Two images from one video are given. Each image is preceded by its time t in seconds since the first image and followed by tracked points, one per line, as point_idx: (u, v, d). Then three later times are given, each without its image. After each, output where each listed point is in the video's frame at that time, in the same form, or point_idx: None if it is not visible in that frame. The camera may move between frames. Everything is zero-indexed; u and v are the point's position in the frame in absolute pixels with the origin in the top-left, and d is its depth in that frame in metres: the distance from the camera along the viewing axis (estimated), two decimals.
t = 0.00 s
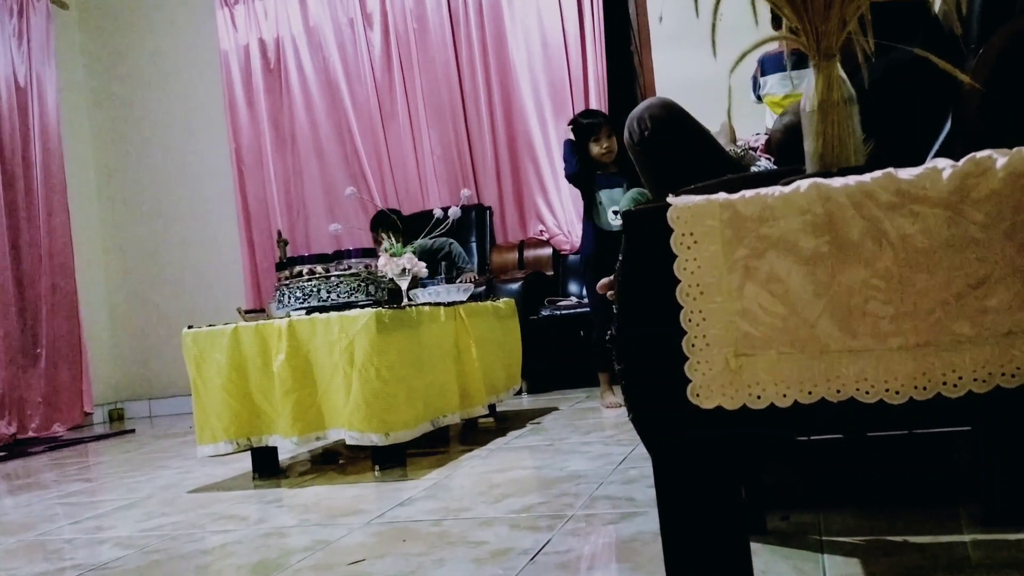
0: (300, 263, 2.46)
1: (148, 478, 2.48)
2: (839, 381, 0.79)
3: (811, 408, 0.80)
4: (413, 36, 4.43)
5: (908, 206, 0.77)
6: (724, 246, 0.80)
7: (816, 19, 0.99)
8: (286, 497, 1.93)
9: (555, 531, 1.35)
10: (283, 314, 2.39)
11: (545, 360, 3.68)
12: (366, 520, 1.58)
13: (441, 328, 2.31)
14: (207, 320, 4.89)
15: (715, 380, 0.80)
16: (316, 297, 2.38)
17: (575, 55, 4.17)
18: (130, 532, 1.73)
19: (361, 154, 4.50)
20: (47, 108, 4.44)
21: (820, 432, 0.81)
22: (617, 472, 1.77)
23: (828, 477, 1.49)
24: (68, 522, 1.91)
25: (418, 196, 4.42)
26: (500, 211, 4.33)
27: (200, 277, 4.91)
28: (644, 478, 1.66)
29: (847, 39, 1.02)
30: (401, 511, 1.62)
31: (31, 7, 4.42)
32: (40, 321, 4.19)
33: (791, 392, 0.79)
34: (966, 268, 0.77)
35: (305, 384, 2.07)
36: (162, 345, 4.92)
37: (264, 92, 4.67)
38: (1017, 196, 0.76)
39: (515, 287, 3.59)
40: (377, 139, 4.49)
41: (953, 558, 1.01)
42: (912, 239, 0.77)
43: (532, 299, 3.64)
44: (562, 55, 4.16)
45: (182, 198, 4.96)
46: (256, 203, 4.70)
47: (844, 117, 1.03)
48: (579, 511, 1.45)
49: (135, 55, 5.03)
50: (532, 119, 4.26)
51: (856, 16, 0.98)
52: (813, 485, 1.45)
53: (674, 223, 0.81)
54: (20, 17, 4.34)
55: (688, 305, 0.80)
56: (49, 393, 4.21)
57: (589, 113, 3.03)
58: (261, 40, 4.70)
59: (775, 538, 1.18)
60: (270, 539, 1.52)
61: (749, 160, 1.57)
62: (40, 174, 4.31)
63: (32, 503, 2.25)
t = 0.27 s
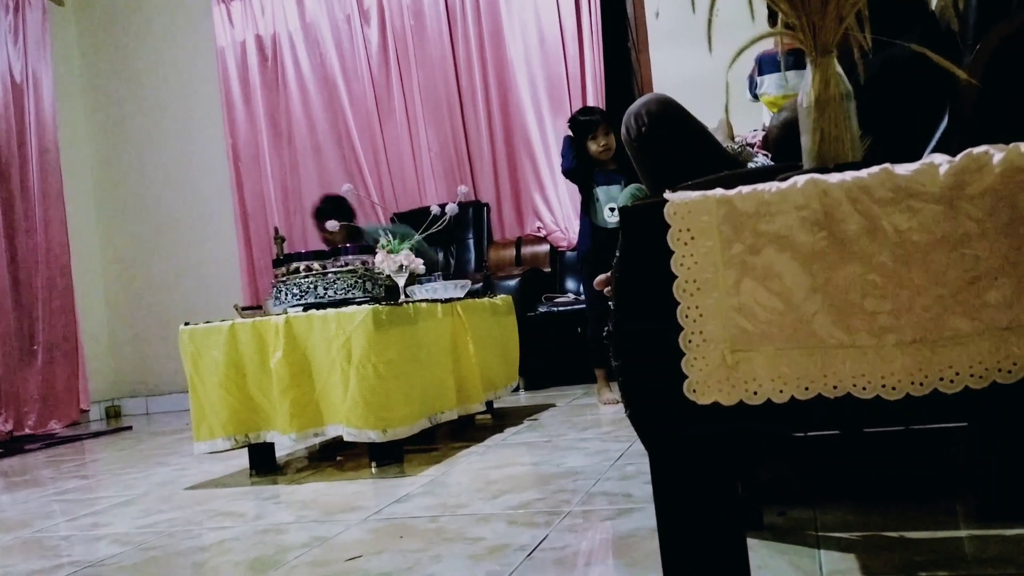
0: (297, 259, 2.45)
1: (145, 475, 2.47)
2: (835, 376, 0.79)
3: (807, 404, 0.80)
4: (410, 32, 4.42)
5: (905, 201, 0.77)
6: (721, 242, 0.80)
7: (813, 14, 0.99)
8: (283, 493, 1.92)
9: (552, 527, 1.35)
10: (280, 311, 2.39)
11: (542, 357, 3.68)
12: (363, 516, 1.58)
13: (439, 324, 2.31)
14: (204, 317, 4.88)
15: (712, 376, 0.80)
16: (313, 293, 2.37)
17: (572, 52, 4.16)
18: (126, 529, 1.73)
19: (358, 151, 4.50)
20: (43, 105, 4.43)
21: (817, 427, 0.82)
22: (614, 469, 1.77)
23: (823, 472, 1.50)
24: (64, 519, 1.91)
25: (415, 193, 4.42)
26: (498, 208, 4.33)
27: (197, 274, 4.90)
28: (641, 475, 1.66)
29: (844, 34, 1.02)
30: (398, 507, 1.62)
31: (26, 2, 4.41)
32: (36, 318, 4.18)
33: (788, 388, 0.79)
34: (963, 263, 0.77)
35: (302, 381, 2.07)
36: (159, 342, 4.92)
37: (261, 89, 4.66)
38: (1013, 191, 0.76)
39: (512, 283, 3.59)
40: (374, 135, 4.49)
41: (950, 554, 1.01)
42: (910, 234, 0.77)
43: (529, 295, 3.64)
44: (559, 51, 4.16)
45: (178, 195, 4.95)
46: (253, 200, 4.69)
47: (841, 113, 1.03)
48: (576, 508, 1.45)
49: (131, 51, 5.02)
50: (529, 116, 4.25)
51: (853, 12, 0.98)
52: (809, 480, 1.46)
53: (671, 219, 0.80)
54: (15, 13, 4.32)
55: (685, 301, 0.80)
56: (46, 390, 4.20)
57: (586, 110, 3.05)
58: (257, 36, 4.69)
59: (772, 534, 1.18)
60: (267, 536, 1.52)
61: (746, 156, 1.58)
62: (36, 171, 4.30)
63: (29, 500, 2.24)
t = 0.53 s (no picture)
0: (297, 258, 2.45)
1: (144, 473, 2.47)
2: (835, 377, 0.79)
3: (806, 405, 0.80)
4: (410, 31, 4.42)
5: (905, 202, 0.77)
6: (721, 242, 0.80)
7: (814, 15, 0.99)
8: (283, 492, 1.92)
9: (551, 527, 1.35)
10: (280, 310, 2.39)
11: (541, 356, 3.68)
12: (362, 515, 1.58)
13: (438, 324, 2.31)
14: (204, 315, 4.88)
15: (712, 376, 0.80)
16: (312, 292, 2.37)
17: (572, 52, 4.16)
18: (125, 527, 1.73)
19: (358, 150, 4.50)
20: (43, 102, 4.43)
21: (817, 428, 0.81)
22: (614, 469, 1.77)
23: (822, 473, 1.50)
24: (63, 517, 1.91)
25: (415, 193, 4.42)
26: (498, 207, 4.33)
27: (196, 272, 4.90)
28: (640, 475, 1.67)
29: (845, 35, 1.02)
30: (397, 506, 1.62)
31: None
32: (35, 316, 4.17)
33: (787, 388, 0.79)
34: (963, 265, 0.77)
35: (301, 379, 2.07)
36: (158, 340, 4.92)
37: (261, 87, 4.66)
38: (1014, 193, 0.76)
39: (512, 283, 3.59)
40: (374, 134, 4.49)
41: (948, 555, 1.01)
42: (910, 235, 0.77)
43: (529, 295, 3.64)
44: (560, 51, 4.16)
45: (178, 193, 4.94)
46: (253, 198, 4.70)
47: (841, 114, 1.03)
48: (575, 507, 1.46)
49: (131, 49, 5.02)
50: (529, 115, 4.25)
51: (854, 13, 0.98)
52: (808, 481, 1.46)
53: (671, 219, 0.80)
54: (16, 10, 4.32)
55: (685, 301, 0.80)
56: (45, 388, 4.20)
57: (589, 110, 3.04)
58: (257, 35, 4.69)
59: (771, 535, 1.18)
60: (266, 534, 1.52)
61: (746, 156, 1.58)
62: (35, 168, 4.30)
63: (28, 498, 2.24)
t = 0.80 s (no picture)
0: (300, 260, 2.45)
1: (148, 475, 2.47)
2: (838, 378, 0.79)
3: (811, 405, 0.80)
4: (412, 33, 4.43)
5: (909, 202, 0.77)
6: (724, 243, 0.80)
7: (817, 15, 0.99)
8: (287, 494, 1.92)
9: (556, 529, 1.34)
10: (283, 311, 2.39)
11: (545, 358, 3.68)
12: (366, 517, 1.58)
13: (441, 325, 2.31)
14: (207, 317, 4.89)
15: (716, 377, 0.80)
16: (315, 294, 2.37)
17: (575, 53, 4.17)
18: (130, 530, 1.73)
19: (361, 151, 4.50)
20: (46, 105, 4.44)
21: (820, 428, 0.81)
22: (618, 470, 1.77)
23: (826, 474, 1.50)
24: (68, 520, 1.91)
25: (418, 195, 4.43)
26: (500, 209, 4.33)
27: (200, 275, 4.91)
28: (644, 476, 1.66)
29: (847, 36, 1.02)
30: (401, 508, 1.62)
31: (30, 3, 4.42)
32: (40, 318, 4.18)
33: (791, 389, 0.79)
34: (967, 265, 0.77)
35: (305, 381, 2.07)
36: (162, 342, 4.92)
37: (264, 90, 4.67)
38: (1017, 193, 0.76)
39: (516, 284, 3.59)
40: (376, 136, 4.49)
41: (953, 555, 1.01)
42: (912, 234, 0.77)
43: (532, 297, 3.64)
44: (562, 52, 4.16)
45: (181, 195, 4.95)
46: (256, 200, 4.71)
47: (843, 114, 1.03)
48: (579, 509, 1.46)
49: (134, 51, 5.03)
50: (532, 116, 4.25)
51: (856, 13, 0.98)
52: (812, 482, 1.45)
53: (674, 220, 0.80)
54: (20, 14, 4.34)
55: (688, 302, 0.80)
56: (49, 391, 4.21)
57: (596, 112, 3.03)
58: (260, 37, 4.70)
59: (775, 536, 1.18)
60: (270, 536, 1.52)
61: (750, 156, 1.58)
62: (39, 171, 4.31)
63: (32, 500, 2.25)
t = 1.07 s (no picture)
0: (301, 261, 2.45)
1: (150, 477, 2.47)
2: (839, 380, 0.79)
3: (811, 407, 0.80)
4: (414, 34, 4.43)
5: (911, 204, 0.77)
6: (725, 246, 0.80)
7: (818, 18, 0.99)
8: (287, 495, 1.93)
9: (556, 530, 1.34)
10: (284, 313, 2.39)
11: (546, 360, 3.68)
12: (367, 518, 1.58)
13: (442, 327, 2.31)
14: (208, 318, 4.89)
15: (717, 379, 0.80)
16: (316, 295, 2.37)
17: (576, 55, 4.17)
18: (130, 531, 1.73)
19: (362, 153, 4.51)
20: (48, 106, 4.45)
21: (821, 430, 0.81)
22: (619, 471, 1.77)
23: (827, 476, 1.49)
24: (69, 521, 1.91)
25: (419, 196, 4.43)
26: (502, 210, 4.33)
27: (202, 277, 4.92)
28: (645, 478, 1.66)
29: (848, 38, 1.02)
30: (402, 510, 1.62)
31: (32, 4, 4.43)
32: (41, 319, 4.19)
33: (792, 391, 0.79)
34: (969, 266, 0.77)
35: (306, 382, 2.07)
36: (164, 343, 4.93)
37: (265, 91, 4.68)
38: (1018, 195, 0.76)
39: (517, 286, 3.59)
40: (377, 137, 4.50)
41: (954, 558, 1.01)
42: (913, 236, 0.77)
43: (533, 298, 3.65)
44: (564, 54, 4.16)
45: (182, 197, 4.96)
46: (257, 201, 4.71)
47: (845, 116, 1.03)
48: (579, 510, 1.46)
49: (135, 53, 5.04)
50: (533, 117, 4.25)
51: (857, 15, 0.98)
52: (813, 484, 1.45)
53: (675, 222, 0.80)
54: (22, 15, 4.35)
55: (690, 304, 0.80)
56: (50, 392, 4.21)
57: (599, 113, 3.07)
58: (262, 39, 4.71)
59: (777, 538, 1.18)
60: (271, 538, 1.52)
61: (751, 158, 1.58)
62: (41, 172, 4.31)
63: (33, 501, 2.25)
